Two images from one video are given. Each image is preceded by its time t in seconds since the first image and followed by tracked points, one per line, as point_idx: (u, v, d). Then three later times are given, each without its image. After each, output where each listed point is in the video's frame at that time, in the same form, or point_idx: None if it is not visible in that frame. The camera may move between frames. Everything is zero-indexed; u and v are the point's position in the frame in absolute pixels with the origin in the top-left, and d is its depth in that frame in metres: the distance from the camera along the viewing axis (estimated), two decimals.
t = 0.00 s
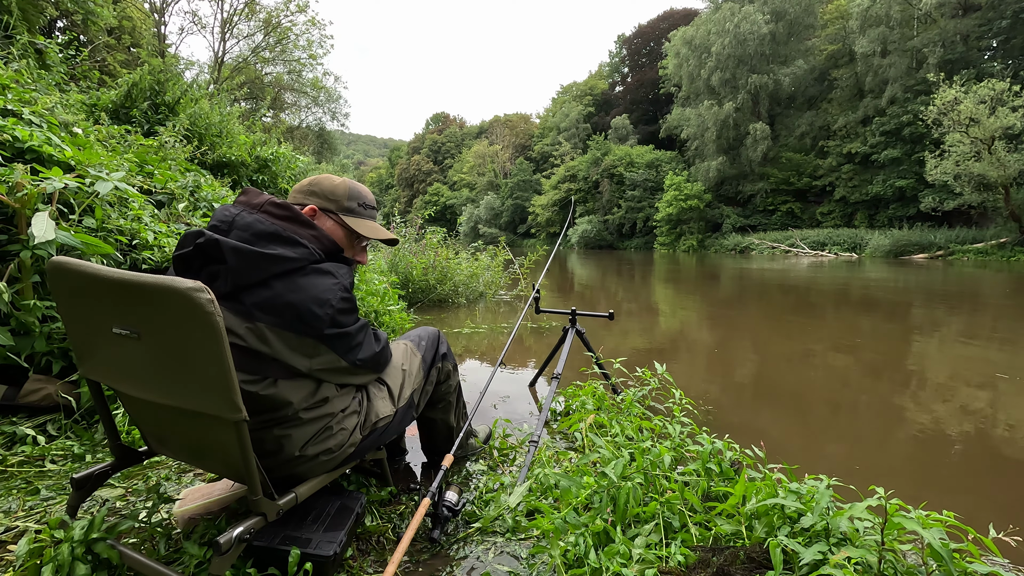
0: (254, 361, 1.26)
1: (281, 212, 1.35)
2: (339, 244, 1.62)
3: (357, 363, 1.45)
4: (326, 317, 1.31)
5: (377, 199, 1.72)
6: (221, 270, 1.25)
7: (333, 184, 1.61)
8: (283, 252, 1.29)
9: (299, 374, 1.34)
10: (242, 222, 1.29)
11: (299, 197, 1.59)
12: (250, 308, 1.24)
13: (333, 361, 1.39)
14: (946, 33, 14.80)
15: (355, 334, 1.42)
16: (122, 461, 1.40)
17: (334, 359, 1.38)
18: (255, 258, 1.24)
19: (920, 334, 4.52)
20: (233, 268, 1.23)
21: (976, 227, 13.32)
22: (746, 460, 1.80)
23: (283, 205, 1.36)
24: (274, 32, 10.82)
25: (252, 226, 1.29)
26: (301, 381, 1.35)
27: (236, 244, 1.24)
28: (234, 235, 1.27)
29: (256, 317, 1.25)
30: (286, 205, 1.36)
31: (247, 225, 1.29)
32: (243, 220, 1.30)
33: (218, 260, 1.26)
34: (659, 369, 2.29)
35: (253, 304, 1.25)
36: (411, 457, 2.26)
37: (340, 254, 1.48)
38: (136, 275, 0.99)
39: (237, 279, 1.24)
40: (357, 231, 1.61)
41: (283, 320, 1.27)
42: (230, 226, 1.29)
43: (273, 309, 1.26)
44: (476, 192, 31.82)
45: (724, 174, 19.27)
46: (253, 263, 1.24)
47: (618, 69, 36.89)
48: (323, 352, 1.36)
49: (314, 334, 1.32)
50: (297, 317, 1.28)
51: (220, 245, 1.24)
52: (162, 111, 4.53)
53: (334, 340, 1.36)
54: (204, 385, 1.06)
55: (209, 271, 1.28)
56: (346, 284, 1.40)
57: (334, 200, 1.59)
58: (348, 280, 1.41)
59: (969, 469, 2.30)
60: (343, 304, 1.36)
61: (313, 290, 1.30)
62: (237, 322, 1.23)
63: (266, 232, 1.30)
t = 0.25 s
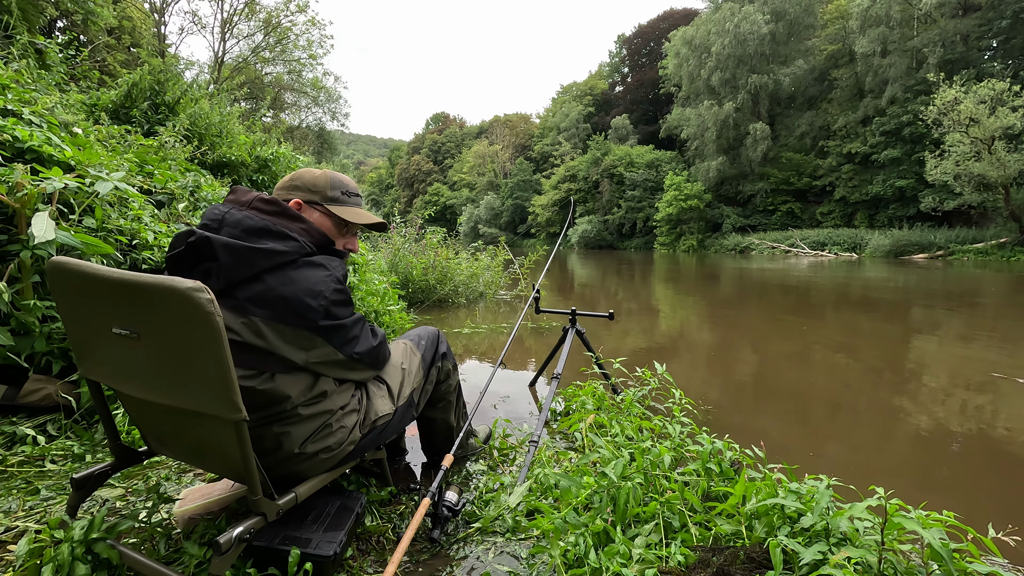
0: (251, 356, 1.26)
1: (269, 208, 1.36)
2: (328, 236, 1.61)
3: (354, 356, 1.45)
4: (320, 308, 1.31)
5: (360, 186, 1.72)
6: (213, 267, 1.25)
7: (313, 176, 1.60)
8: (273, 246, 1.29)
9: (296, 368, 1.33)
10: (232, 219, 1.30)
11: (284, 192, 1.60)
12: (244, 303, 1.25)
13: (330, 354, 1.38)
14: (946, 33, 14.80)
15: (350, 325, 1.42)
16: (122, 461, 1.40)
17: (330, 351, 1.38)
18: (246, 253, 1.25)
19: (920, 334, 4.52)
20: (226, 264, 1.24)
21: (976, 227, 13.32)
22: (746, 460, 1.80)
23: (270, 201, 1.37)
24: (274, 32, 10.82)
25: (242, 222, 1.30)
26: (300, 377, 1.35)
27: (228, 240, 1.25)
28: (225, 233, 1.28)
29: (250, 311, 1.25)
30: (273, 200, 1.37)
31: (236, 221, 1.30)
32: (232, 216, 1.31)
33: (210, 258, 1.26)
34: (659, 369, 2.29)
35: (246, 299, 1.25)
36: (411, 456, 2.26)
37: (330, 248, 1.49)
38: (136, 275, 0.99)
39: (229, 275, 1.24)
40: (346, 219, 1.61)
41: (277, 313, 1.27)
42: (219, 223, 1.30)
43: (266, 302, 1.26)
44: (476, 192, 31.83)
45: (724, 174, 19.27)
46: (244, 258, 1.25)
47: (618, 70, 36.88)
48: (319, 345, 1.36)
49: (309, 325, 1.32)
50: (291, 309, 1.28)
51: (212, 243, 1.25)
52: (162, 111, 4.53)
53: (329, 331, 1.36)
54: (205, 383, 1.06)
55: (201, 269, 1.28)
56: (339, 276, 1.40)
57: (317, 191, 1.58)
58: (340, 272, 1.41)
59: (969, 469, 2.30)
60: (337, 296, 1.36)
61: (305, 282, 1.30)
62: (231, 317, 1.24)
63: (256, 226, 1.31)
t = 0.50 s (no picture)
0: (247, 354, 1.26)
1: (262, 206, 1.36)
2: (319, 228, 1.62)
3: (351, 353, 1.44)
4: (315, 303, 1.31)
5: (344, 174, 1.72)
6: (210, 265, 1.26)
7: (297, 170, 1.60)
8: (268, 242, 1.29)
9: (294, 365, 1.33)
10: (227, 218, 1.31)
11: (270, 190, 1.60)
12: (240, 300, 1.25)
13: (327, 351, 1.38)
14: (946, 33, 14.80)
15: (347, 322, 1.41)
16: (122, 461, 1.40)
17: (327, 347, 1.38)
18: (241, 250, 1.26)
19: (920, 334, 4.51)
20: (221, 261, 1.25)
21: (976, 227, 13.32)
22: (745, 460, 1.80)
23: (264, 198, 1.37)
24: (274, 32, 10.82)
25: (236, 220, 1.31)
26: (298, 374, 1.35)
27: (223, 239, 1.26)
28: (220, 231, 1.29)
29: (245, 308, 1.25)
30: (267, 198, 1.38)
31: (231, 220, 1.31)
32: (227, 215, 1.32)
33: (206, 256, 1.27)
34: (659, 369, 2.29)
35: (242, 296, 1.25)
36: (411, 456, 2.26)
37: (326, 244, 1.49)
38: (136, 275, 0.99)
39: (225, 273, 1.25)
40: (334, 209, 1.62)
41: (273, 310, 1.27)
42: (214, 222, 1.31)
43: (261, 299, 1.26)
44: (476, 192, 31.83)
45: (724, 174, 19.26)
46: (239, 255, 1.26)
47: (618, 70, 36.88)
48: (316, 341, 1.35)
49: (306, 321, 1.31)
50: (286, 305, 1.28)
51: (207, 241, 1.26)
52: (162, 111, 4.54)
53: (326, 327, 1.35)
54: (204, 383, 1.06)
55: (198, 268, 1.29)
56: (335, 272, 1.40)
57: (303, 184, 1.58)
58: (336, 268, 1.41)
59: (969, 469, 2.30)
60: (333, 291, 1.35)
61: (300, 278, 1.31)
62: (228, 315, 1.24)
63: (251, 224, 1.31)
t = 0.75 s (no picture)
0: (243, 354, 1.26)
1: (257, 205, 1.36)
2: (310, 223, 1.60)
3: (348, 353, 1.44)
4: (310, 303, 1.30)
5: (334, 167, 1.70)
6: (204, 266, 1.26)
7: (282, 167, 1.59)
8: (261, 242, 1.29)
9: (289, 365, 1.33)
10: (221, 218, 1.31)
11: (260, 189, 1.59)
12: (234, 300, 1.25)
13: (323, 351, 1.37)
14: (946, 33, 14.79)
15: (343, 321, 1.40)
16: (122, 461, 1.40)
17: (323, 347, 1.37)
18: (235, 250, 1.26)
19: (920, 334, 4.51)
20: (214, 262, 1.26)
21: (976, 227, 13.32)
22: (745, 460, 1.81)
23: (259, 198, 1.38)
24: (274, 32, 10.82)
25: (231, 220, 1.31)
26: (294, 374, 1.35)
27: (217, 239, 1.26)
28: (214, 231, 1.29)
29: (240, 308, 1.25)
30: (262, 198, 1.38)
31: (226, 220, 1.31)
32: (221, 215, 1.32)
33: (200, 256, 1.27)
34: (659, 369, 2.29)
35: (236, 296, 1.25)
36: (411, 456, 2.26)
37: (321, 243, 1.49)
38: (136, 276, 0.99)
39: (219, 272, 1.26)
40: (324, 202, 1.59)
41: (267, 310, 1.27)
42: (208, 222, 1.31)
43: (255, 299, 1.26)
44: (476, 192, 31.84)
45: (724, 174, 19.26)
46: (233, 254, 1.26)
47: (618, 70, 36.88)
48: (312, 341, 1.34)
49: (300, 321, 1.30)
50: (280, 305, 1.27)
51: (201, 241, 1.26)
52: (162, 111, 4.54)
53: (321, 327, 1.34)
54: (204, 383, 1.06)
55: (193, 268, 1.29)
56: (330, 272, 1.40)
57: (291, 180, 1.57)
58: (331, 268, 1.40)
59: (969, 469, 2.30)
60: (327, 290, 1.35)
61: (294, 277, 1.30)
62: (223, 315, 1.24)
63: (245, 224, 1.31)
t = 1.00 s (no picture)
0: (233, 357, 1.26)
1: (251, 206, 1.36)
2: (304, 223, 1.60)
3: (343, 356, 1.43)
4: (300, 306, 1.29)
5: (331, 165, 1.68)
6: (197, 266, 1.27)
7: (278, 167, 1.59)
8: (253, 243, 1.29)
9: (281, 368, 1.32)
10: (214, 219, 1.31)
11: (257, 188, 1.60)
12: (225, 302, 1.25)
13: (316, 353, 1.36)
14: (946, 33, 14.80)
15: (336, 324, 1.39)
16: (122, 461, 1.40)
17: (315, 350, 1.36)
18: (225, 251, 1.26)
19: (920, 334, 4.51)
20: (206, 263, 1.26)
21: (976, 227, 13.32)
22: (746, 460, 1.80)
23: (253, 199, 1.37)
24: (274, 32, 10.82)
25: (224, 221, 1.31)
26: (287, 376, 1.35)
27: (208, 240, 1.26)
28: (207, 232, 1.29)
29: (231, 310, 1.25)
30: (256, 198, 1.37)
31: (219, 221, 1.31)
32: (215, 216, 1.32)
33: (193, 257, 1.28)
34: (659, 369, 2.29)
35: (228, 298, 1.25)
36: (411, 456, 2.26)
37: (315, 244, 1.48)
38: (137, 275, 0.99)
39: (210, 274, 1.26)
40: (318, 201, 1.58)
41: (257, 312, 1.26)
42: (201, 223, 1.31)
43: (246, 301, 1.26)
44: (476, 193, 31.85)
45: (724, 174, 19.26)
46: (224, 256, 1.26)
47: (618, 70, 36.89)
48: (304, 344, 1.34)
49: (291, 324, 1.30)
50: (270, 308, 1.27)
51: (193, 242, 1.26)
52: (162, 111, 4.54)
53: (312, 330, 1.33)
54: (203, 384, 1.06)
55: (186, 269, 1.30)
56: (322, 274, 1.39)
57: (285, 180, 1.57)
58: (324, 269, 1.40)
59: (969, 469, 2.30)
60: (318, 293, 1.34)
61: (285, 280, 1.29)
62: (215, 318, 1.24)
63: (237, 225, 1.31)
